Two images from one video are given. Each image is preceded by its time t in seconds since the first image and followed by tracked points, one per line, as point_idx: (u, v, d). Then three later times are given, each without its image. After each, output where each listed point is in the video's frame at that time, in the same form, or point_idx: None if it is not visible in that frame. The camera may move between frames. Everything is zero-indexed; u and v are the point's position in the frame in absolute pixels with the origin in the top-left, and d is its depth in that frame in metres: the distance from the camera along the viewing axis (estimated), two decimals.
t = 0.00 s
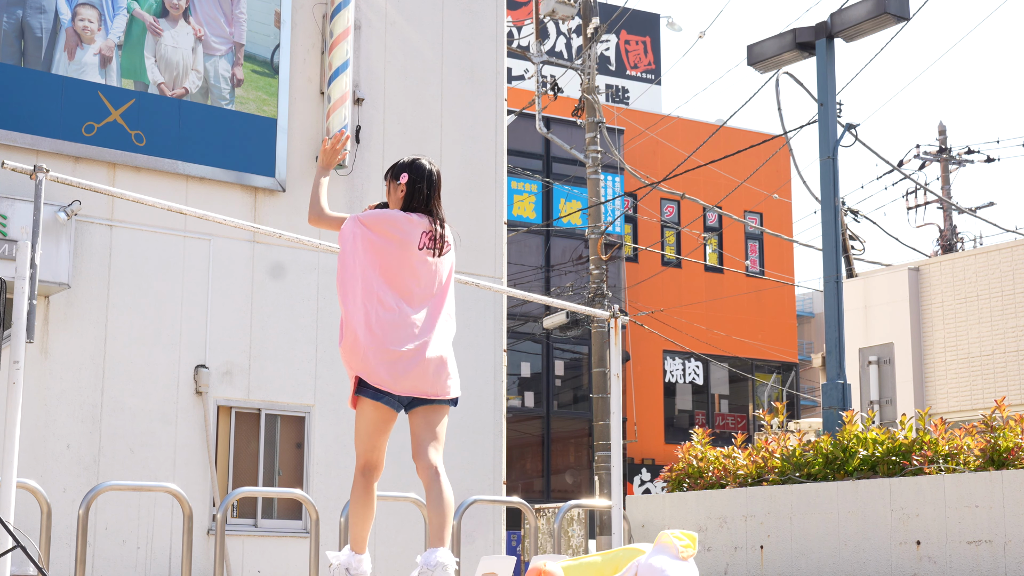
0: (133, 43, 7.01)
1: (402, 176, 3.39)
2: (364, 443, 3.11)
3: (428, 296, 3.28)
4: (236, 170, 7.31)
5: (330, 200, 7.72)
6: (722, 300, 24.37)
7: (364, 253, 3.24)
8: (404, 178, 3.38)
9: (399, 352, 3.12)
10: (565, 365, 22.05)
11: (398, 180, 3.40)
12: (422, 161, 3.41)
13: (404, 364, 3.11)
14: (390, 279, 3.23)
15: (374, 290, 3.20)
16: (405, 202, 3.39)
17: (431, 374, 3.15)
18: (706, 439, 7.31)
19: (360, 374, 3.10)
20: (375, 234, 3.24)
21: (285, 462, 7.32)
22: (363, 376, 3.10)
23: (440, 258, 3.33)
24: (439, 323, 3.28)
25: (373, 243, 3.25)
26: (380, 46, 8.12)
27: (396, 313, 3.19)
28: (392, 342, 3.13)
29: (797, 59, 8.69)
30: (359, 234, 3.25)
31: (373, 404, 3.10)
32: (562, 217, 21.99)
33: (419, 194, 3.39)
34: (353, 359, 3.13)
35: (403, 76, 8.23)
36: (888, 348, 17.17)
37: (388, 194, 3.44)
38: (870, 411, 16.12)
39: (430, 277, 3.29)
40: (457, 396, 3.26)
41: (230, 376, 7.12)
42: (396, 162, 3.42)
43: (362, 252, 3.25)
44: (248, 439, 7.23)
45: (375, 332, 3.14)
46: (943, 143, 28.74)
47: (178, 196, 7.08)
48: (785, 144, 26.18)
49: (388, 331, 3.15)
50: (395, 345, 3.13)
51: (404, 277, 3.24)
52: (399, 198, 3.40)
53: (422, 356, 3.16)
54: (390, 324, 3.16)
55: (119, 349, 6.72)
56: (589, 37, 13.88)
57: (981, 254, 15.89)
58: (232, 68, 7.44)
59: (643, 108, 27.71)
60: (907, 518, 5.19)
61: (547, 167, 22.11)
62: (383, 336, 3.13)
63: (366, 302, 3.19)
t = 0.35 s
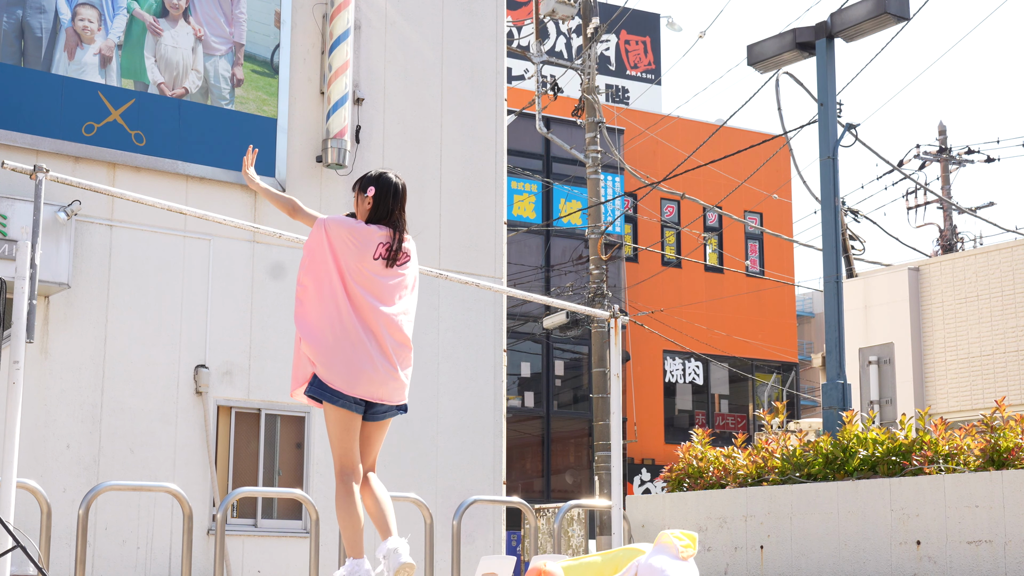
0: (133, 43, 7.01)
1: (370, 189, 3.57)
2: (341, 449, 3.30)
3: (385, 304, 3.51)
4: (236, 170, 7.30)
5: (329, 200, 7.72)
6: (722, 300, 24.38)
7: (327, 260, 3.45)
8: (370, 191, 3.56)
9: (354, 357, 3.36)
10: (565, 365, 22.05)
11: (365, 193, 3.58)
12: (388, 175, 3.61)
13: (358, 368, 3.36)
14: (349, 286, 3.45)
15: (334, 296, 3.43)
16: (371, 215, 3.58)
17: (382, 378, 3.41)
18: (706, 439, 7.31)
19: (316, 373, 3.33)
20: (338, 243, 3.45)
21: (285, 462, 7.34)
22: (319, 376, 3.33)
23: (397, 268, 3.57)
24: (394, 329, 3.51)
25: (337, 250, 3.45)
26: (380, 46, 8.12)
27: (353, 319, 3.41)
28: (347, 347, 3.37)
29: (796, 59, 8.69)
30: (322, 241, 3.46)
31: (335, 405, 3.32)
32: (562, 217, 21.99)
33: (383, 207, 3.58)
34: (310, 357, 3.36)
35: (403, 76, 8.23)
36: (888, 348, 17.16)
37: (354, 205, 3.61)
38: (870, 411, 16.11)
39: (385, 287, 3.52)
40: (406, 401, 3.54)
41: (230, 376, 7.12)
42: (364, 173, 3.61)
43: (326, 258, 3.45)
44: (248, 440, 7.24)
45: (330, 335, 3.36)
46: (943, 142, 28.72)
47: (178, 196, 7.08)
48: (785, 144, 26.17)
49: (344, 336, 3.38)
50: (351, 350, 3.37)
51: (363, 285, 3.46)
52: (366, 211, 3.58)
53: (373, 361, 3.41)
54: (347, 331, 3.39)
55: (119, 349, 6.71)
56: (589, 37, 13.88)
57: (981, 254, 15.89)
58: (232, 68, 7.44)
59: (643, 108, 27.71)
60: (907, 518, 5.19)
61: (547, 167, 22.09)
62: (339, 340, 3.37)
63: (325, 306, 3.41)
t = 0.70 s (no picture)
0: (133, 43, 7.01)
1: (347, 199, 3.67)
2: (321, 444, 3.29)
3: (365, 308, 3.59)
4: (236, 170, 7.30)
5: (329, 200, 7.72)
6: (722, 300, 24.38)
7: (316, 262, 3.49)
8: (348, 200, 3.65)
9: (347, 358, 3.41)
10: (565, 365, 22.05)
11: (341, 202, 3.67)
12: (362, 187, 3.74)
13: (351, 368, 3.41)
14: (338, 290, 3.50)
15: (325, 298, 3.48)
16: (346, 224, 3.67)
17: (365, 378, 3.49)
18: (706, 439, 7.31)
19: (309, 371, 3.35)
20: (329, 247, 3.50)
21: (285, 462, 7.39)
22: (313, 373, 3.35)
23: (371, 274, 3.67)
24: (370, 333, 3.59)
25: (328, 253, 3.50)
26: (380, 46, 8.12)
27: (344, 321, 3.46)
28: (338, 345, 3.42)
29: (796, 59, 8.69)
30: (313, 244, 3.49)
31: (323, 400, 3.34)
32: (562, 217, 22.00)
33: (360, 216, 3.68)
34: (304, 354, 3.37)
35: (403, 76, 8.23)
36: (888, 348, 17.17)
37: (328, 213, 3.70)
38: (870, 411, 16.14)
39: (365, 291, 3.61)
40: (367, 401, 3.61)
41: (230, 376, 7.12)
42: (340, 184, 3.69)
43: (317, 260, 3.49)
44: (248, 440, 7.24)
45: (325, 336, 3.40)
46: (943, 142, 28.71)
47: (178, 196, 7.08)
48: (785, 144, 26.17)
49: (338, 336, 3.42)
50: (343, 350, 3.42)
51: (351, 289, 3.52)
52: (340, 219, 3.67)
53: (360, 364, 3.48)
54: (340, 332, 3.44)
55: (119, 349, 6.71)
56: (589, 37, 13.88)
57: (981, 254, 15.89)
58: (232, 68, 7.44)
59: (643, 108, 27.71)
60: (907, 518, 5.19)
61: (547, 167, 22.09)
62: (331, 340, 3.41)
63: (319, 307, 3.45)
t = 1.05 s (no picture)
0: (133, 43, 7.01)
1: (332, 207, 3.68)
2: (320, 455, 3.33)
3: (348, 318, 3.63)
4: (236, 170, 7.30)
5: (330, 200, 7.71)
6: (722, 300, 24.38)
7: (318, 272, 3.48)
8: (333, 209, 3.67)
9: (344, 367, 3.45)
10: (565, 365, 22.05)
11: (327, 210, 3.68)
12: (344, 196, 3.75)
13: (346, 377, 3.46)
14: (337, 299, 3.51)
15: (325, 310, 3.49)
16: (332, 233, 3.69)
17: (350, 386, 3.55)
18: (706, 439, 7.31)
19: (321, 379, 3.36)
20: (330, 257, 3.51)
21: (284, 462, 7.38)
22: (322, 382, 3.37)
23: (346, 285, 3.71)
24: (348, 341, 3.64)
25: (329, 265, 3.51)
26: (380, 46, 8.12)
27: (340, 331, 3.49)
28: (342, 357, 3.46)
29: (796, 59, 8.69)
30: (315, 254, 3.48)
31: (327, 408, 3.38)
32: (562, 217, 22.00)
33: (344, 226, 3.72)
34: (314, 366, 3.37)
35: (403, 76, 8.23)
36: (888, 348, 17.18)
37: (310, 220, 3.69)
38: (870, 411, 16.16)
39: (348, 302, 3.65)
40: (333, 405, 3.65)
41: (230, 376, 7.12)
42: (326, 191, 3.69)
43: (318, 272, 3.49)
44: (248, 440, 7.24)
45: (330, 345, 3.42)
46: (943, 143, 28.70)
47: (178, 196, 7.08)
48: (785, 144, 26.17)
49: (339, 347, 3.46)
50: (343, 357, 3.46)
51: (347, 301, 3.55)
52: (324, 226, 3.67)
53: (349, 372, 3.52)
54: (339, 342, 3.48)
55: (119, 349, 6.72)
56: (589, 37, 13.89)
57: (981, 254, 15.89)
58: (232, 68, 7.44)
59: (643, 108, 27.71)
60: (907, 518, 5.19)
61: (547, 167, 22.08)
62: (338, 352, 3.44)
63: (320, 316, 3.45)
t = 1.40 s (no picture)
0: (133, 43, 7.01)
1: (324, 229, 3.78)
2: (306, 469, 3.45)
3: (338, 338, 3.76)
4: (236, 170, 7.31)
5: (330, 200, 7.71)
6: (722, 300, 24.37)
7: (317, 306, 3.61)
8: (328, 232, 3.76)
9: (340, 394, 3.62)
10: (565, 365, 22.04)
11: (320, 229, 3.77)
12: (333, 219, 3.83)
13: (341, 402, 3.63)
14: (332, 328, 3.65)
15: (324, 339, 3.62)
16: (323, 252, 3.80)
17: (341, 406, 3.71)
18: (706, 439, 7.31)
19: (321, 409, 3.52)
20: (328, 290, 3.63)
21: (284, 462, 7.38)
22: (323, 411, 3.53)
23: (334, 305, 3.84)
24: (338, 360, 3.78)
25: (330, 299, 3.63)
26: (380, 46, 8.12)
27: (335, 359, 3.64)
28: (340, 388, 3.62)
29: (796, 59, 8.69)
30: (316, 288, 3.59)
31: (327, 432, 3.55)
32: (562, 217, 21.99)
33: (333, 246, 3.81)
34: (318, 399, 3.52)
35: (403, 76, 8.23)
36: (888, 348, 17.20)
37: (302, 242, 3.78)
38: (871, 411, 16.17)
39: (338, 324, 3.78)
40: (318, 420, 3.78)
41: (230, 376, 7.13)
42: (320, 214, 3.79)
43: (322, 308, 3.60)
44: (248, 440, 7.25)
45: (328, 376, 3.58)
46: (944, 142, 28.69)
47: (178, 196, 7.08)
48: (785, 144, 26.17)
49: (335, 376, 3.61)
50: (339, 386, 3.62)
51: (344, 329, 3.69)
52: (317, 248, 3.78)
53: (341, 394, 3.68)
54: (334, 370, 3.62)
55: (119, 349, 6.72)
56: (589, 37, 13.88)
57: (981, 254, 15.89)
58: (232, 68, 7.44)
59: (643, 108, 27.71)
60: (907, 518, 5.19)
61: (547, 167, 22.08)
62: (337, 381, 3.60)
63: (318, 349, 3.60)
